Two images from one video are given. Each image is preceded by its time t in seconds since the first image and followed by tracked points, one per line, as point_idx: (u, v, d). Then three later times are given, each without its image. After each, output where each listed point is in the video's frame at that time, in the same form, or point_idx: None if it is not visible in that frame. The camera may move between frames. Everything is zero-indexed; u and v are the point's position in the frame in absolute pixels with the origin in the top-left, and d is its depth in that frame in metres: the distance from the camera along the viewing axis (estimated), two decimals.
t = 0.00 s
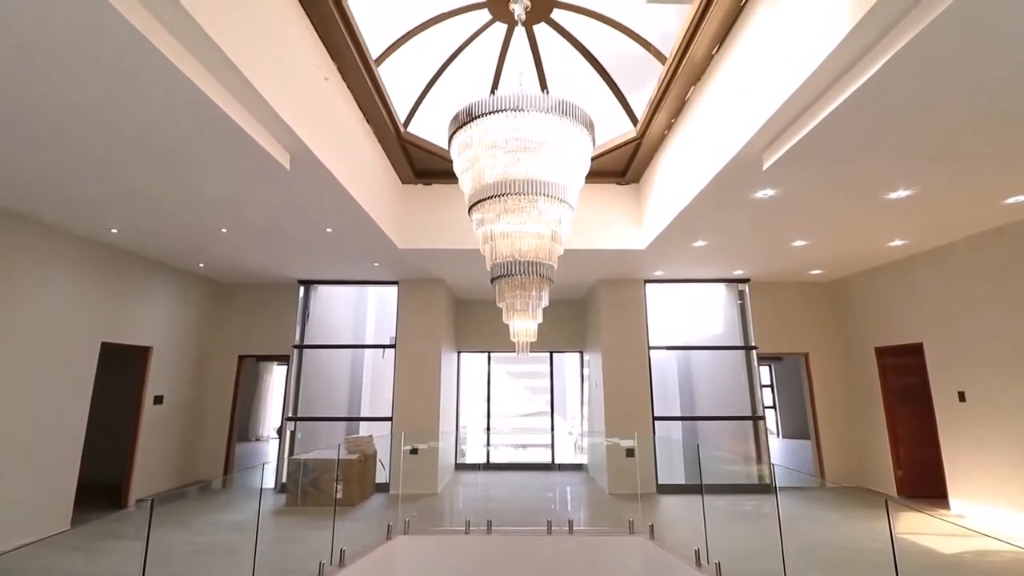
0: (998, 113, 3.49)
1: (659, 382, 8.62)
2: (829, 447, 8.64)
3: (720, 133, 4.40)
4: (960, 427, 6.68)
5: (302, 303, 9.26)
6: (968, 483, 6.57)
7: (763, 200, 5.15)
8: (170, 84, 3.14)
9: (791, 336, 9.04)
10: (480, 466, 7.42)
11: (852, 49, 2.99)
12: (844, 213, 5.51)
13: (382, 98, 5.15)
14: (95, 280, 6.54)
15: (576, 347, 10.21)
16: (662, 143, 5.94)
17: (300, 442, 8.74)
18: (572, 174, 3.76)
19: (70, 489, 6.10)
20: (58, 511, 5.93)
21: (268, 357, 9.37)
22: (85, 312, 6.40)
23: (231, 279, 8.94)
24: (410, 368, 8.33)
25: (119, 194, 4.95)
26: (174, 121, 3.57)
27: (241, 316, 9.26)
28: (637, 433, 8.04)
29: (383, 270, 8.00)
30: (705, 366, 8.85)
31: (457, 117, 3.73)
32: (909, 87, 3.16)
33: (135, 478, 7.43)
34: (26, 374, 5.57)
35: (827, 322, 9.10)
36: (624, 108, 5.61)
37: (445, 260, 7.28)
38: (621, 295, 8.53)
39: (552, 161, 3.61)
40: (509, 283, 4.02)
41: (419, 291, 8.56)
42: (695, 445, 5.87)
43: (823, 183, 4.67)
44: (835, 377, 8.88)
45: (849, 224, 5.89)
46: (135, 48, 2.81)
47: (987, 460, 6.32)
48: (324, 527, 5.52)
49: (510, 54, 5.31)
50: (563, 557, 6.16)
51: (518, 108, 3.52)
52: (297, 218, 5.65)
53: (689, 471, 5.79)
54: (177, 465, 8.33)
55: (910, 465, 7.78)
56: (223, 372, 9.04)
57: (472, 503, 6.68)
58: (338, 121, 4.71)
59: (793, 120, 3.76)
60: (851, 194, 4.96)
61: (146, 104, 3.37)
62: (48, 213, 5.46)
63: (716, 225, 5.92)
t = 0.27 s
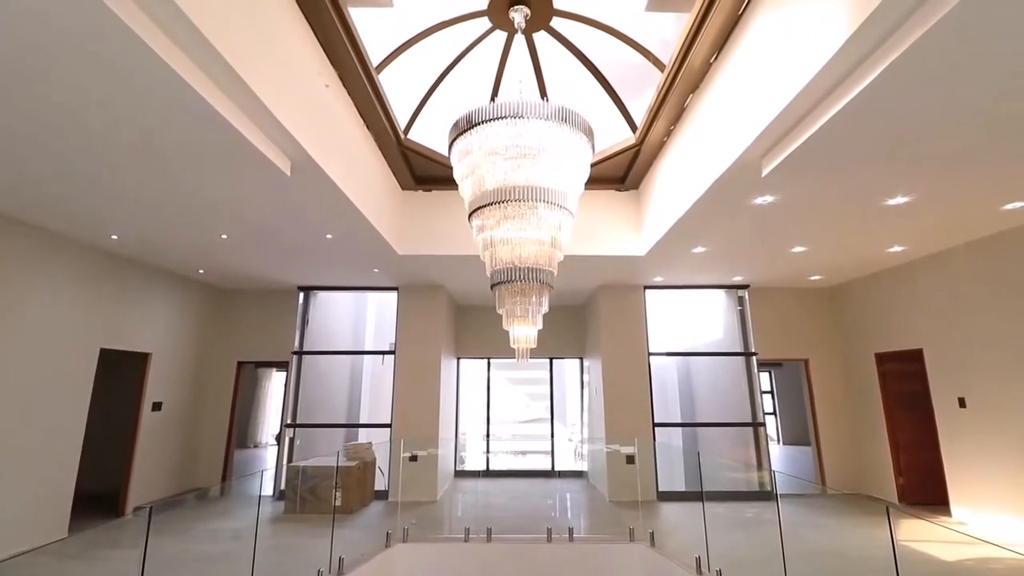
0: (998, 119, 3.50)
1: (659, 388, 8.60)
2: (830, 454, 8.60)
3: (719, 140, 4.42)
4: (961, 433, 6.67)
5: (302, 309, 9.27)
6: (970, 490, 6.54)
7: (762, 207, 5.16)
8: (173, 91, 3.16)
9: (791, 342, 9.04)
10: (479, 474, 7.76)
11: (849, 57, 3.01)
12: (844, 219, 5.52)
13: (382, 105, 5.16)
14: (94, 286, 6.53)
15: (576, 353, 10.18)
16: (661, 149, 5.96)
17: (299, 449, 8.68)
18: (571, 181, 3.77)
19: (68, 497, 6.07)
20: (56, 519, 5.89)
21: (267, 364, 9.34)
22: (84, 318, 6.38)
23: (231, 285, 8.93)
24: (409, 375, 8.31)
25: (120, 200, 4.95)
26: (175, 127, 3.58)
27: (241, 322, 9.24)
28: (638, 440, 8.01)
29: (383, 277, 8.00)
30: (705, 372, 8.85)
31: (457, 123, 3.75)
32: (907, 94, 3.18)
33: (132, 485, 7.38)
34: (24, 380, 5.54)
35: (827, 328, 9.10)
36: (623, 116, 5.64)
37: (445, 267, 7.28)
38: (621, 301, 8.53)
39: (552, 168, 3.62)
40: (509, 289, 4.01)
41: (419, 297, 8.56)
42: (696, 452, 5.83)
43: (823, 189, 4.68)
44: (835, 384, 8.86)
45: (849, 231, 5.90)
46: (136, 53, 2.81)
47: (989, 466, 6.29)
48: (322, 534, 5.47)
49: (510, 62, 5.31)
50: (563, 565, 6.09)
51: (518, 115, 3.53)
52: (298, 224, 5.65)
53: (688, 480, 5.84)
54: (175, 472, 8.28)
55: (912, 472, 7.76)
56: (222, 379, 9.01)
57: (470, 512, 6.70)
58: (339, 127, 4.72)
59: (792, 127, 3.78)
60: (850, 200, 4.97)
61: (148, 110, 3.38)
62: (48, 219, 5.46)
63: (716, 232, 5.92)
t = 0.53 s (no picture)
0: (996, 126, 3.52)
1: (659, 395, 8.58)
2: (831, 461, 8.56)
3: (717, 147, 4.44)
4: (962, 440, 6.65)
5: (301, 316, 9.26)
6: (971, 496, 6.51)
7: (761, 214, 5.18)
8: (175, 99, 3.17)
9: (790, 348, 9.03)
10: (478, 481, 7.78)
11: (846, 66, 3.03)
12: (843, 226, 5.53)
13: (383, 112, 5.18)
14: (94, 292, 6.52)
15: (575, 360, 10.16)
16: (660, 156, 5.98)
17: (298, 456, 8.66)
18: (571, 188, 3.78)
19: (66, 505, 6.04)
20: (53, 527, 5.86)
21: (266, 370, 9.31)
22: (83, 325, 6.36)
23: (230, 292, 8.93)
24: (409, 381, 8.29)
25: (120, 207, 4.96)
26: (176, 134, 3.59)
27: (240, 329, 9.22)
28: (638, 447, 7.98)
29: (382, 283, 8.00)
30: (704, 378, 8.84)
31: (457, 131, 3.76)
32: (904, 102, 3.21)
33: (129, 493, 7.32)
34: (23, 387, 5.53)
35: (827, 334, 9.10)
36: (622, 123, 5.66)
37: (445, 273, 7.28)
38: (621, 308, 8.53)
39: (551, 175, 3.63)
40: (509, 296, 4.02)
41: (419, 304, 8.56)
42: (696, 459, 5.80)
43: (821, 196, 4.70)
44: (835, 390, 8.85)
45: (847, 237, 5.91)
46: (139, 61, 2.83)
47: (989, 472, 6.28)
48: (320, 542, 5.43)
49: (510, 70, 5.32)
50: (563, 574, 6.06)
51: (518, 123, 3.54)
52: (299, 231, 5.66)
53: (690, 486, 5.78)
54: (173, 480, 8.24)
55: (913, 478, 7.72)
56: (221, 386, 8.98)
57: (469, 517, 6.60)
58: (340, 135, 4.74)
59: (789, 135, 3.80)
60: (849, 207, 4.99)
61: (150, 118, 3.40)
62: (48, 226, 5.46)
63: (715, 239, 5.93)
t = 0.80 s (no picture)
0: (996, 132, 3.52)
1: (660, 401, 8.57)
2: (833, 467, 8.54)
3: (717, 154, 4.45)
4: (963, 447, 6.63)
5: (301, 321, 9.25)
6: (973, 503, 6.48)
7: (761, 220, 5.18)
8: (177, 106, 3.19)
9: (791, 354, 9.02)
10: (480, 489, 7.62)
11: (844, 74, 3.05)
12: (842, 232, 5.54)
13: (384, 119, 5.20)
14: (94, 298, 6.52)
15: (575, 365, 10.15)
16: (660, 163, 5.99)
17: (297, 462, 8.63)
18: (571, 195, 3.79)
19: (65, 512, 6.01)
20: (52, 534, 5.83)
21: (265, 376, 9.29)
22: (83, 331, 6.36)
23: (230, 297, 8.92)
24: (409, 387, 8.27)
25: (121, 213, 4.96)
26: (178, 140, 3.61)
27: (240, 335, 9.21)
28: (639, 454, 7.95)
29: (382, 289, 8.00)
30: (705, 384, 8.82)
31: (458, 138, 3.77)
32: (903, 109, 3.22)
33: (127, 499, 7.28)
34: (22, 393, 5.51)
35: (827, 340, 9.09)
36: (622, 130, 5.68)
37: (445, 279, 7.28)
38: (621, 314, 8.53)
39: (552, 182, 3.63)
40: (510, 301, 4.02)
41: (419, 310, 8.56)
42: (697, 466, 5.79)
43: (821, 202, 4.71)
44: (836, 397, 8.84)
45: (847, 243, 5.92)
46: (141, 68, 2.85)
47: (991, 479, 6.26)
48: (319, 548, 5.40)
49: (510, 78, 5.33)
50: None
51: (518, 130, 3.55)
52: (300, 237, 5.67)
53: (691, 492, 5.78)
54: (172, 486, 8.20)
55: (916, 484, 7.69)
56: (220, 392, 8.95)
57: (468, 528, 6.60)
58: (341, 142, 4.75)
59: (788, 142, 3.81)
60: (848, 214, 5.00)
61: (152, 124, 3.41)
62: (49, 232, 5.47)
63: (715, 245, 5.94)
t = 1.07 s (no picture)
0: (996, 137, 3.52)
1: (660, 407, 8.55)
2: (834, 474, 8.50)
3: (717, 160, 4.46)
4: (965, 453, 6.60)
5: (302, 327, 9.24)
6: (976, 510, 6.44)
7: (761, 226, 5.19)
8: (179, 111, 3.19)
9: (792, 360, 9.00)
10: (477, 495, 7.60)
11: (845, 80, 3.06)
12: (843, 238, 5.54)
13: (385, 125, 5.21)
14: (95, 303, 6.51)
15: (576, 371, 10.12)
16: (661, 169, 6.01)
17: (297, 469, 8.61)
18: (572, 201, 3.80)
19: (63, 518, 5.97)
20: (50, 541, 5.79)
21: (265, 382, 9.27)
22: (84, 336, 6.35)
23: (230, 303, 8.91)
24: (409, 393, 8.25)
25: (122, 218, 4.97)
26: (180, 145, 3.61)
27: (240, 341, 9.20)
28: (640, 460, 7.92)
29: (383, 295, 8.00)
30: (706, 390, 8.80)
31: (459, 144, 3.77)
32: (903, 114, 3.23)
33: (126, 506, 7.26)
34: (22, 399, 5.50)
35: (828, 346, 9.07)
36: (622, 136, 5.69)
37: (446, 285, 7.28)
38: (622, 319, 8.51)
39: (553, 188, 3.64)
40: (510, 307, 4.03)
41: (419, 315, 8.55)
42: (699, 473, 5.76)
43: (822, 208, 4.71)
44: (837, 403, 8.82)
45: (848, 249, 5.92)
46: (143, 73, 2.85)
47: (993, 485, 6.23)
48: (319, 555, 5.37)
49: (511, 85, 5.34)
50: None
51: (520, 136, 3.56)
52: (301, 242, 5.67)
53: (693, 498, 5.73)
54: (171, 492, 8.17)
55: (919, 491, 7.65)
56: (220, 398, 8.93)
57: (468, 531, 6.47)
58: (342, 148, 4.76)
59: (789, 148, 3.82)
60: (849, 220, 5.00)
61: (153, 129, 3.41)
62: (50, 237, 5.47)
63: (716, 251, 5.94)
